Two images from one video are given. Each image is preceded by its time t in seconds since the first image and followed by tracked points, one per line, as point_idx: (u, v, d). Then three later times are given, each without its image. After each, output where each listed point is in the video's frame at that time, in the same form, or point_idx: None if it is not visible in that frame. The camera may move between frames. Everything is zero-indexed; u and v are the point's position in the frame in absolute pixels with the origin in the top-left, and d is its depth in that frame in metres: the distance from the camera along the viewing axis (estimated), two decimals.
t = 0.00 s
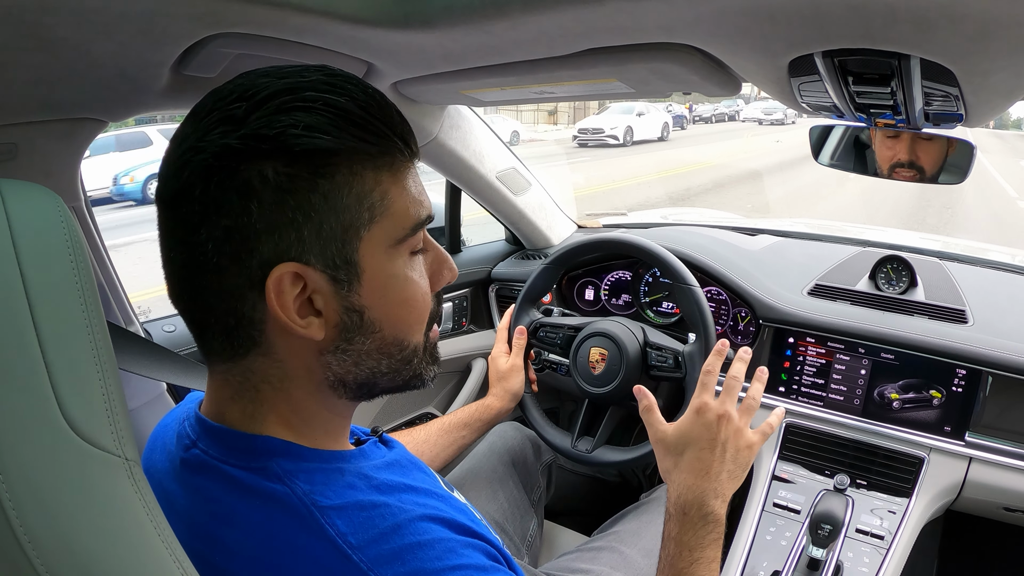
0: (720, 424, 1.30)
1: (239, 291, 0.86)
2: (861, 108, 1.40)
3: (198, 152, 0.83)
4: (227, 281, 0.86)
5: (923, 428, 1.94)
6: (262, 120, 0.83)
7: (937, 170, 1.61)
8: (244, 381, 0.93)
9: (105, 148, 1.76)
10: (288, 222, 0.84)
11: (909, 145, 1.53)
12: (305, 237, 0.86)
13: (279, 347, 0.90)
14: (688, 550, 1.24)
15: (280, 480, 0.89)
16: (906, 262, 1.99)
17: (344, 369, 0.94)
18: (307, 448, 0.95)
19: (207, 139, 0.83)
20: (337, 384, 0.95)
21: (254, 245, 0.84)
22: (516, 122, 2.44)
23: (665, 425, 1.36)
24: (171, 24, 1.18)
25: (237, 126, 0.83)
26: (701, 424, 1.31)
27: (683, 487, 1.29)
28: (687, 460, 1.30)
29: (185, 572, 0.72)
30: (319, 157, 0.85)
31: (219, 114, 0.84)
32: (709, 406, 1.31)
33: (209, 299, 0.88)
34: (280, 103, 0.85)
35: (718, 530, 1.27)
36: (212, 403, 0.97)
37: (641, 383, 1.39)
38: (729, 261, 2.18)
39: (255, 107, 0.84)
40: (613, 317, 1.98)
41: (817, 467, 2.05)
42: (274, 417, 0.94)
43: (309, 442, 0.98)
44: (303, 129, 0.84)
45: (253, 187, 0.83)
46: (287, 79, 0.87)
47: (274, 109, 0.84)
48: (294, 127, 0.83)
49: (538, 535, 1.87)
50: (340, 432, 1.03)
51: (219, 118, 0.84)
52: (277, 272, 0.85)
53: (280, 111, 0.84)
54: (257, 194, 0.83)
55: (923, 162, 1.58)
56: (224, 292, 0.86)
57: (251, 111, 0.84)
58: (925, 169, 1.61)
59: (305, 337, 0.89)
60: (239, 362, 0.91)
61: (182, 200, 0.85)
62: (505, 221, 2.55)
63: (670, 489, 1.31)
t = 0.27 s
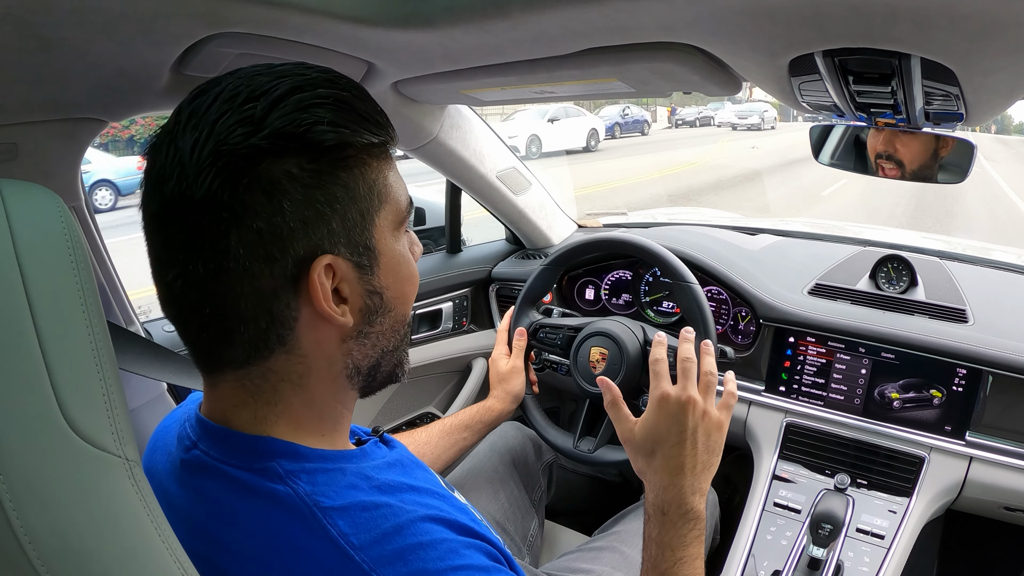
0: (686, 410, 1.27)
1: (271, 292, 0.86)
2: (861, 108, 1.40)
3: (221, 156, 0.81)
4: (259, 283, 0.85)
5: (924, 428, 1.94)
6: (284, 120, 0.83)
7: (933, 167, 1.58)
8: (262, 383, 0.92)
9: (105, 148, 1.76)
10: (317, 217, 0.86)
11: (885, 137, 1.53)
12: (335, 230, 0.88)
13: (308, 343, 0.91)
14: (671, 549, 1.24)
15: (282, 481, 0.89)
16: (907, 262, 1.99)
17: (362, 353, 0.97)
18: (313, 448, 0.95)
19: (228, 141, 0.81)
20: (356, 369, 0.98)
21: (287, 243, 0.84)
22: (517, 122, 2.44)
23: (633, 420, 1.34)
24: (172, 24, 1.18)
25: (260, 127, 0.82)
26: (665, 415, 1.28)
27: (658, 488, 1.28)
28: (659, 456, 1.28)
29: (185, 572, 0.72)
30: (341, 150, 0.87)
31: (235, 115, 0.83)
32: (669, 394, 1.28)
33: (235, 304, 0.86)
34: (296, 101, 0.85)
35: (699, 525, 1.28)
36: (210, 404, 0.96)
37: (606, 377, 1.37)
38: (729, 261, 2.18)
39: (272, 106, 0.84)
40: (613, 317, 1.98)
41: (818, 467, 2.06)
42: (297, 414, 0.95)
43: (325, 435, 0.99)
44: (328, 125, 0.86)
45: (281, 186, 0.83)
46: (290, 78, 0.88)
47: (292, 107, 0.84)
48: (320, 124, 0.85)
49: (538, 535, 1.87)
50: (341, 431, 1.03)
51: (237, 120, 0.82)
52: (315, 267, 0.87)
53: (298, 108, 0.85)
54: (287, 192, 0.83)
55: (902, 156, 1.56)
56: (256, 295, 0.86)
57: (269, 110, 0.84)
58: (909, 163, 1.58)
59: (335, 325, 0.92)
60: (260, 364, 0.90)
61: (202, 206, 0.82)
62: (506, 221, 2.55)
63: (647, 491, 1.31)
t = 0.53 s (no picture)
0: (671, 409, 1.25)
1: (267, 290, 0.86)
2: (861, 107, 1.40)
3: (207, 159, 0.81)
4: (254, 283, 0.85)
5: (923, 428, 1.94)
6: (267, 118, 0.83)
7: (930, 164, 1.57)
8: (260, 385, 0.92)
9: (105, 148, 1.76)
10: (307, 212, 0.86)
11: (880, 133, 1.54)
12: (326, 224, 0.88)
13: (304, 339, 0.91)
14: (662, 551, 1.25)
15: (280, 482, 0.89)
16: (907, 262, 1.99)
17: (359, 344, 0.98)
18: (311, 448, 0.95)
19: (212, 143, 0.81)
20: (353, 362, 0.98)
21: (279, 241, 0.85)
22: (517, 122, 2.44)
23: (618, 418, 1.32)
24: (171, 24, 1.18)
25: (243, 126, 0.82)
26: (649, 416, 1.26)
27: (648, 491, 1.28)
28: (646, 459, 1.27)
29: (185, 572, 0.72)
30: (325, 144, 0.88)
31: (216, 116, 0.82)
32: (653, 395, 1.25)
33: (230, 305, 0.86)
34: (277, 98, 0.85)
35: (690, 526, 1.28)
36: (208, 404, 0.96)
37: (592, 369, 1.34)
38: (729, 261, 2.18)
39: (253, 105, 0.83)
40: (613, 316, 1.98)
41: (817, 466, 2.06)
42: (298, 412, 0.95)
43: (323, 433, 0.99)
44: (311, 121, 0.86)
45: (271, 184, 0.83)
46: (268, 76, 0.87)
47: (273, 104, 0.84)
48: (303, 119, 0.85)
49: (537, 535, 1.87)
50: (339, 431, 1.03)
51: (219, 121, 0.82)
52: (309, 260, 0.87)
53: (280, 106, 0.84)
54: (276, 190, 0.83)
55: (896, 153, 1.57)
56: (251, 296, 0.86)
57: (250, 109, 0.83)
58: (902, 159, 1.58)
59: (332, 319, 0.92)
60: (258, 365, 0.90)
61: (192, 210, 0.82)
62: (505, 220, 2.55)
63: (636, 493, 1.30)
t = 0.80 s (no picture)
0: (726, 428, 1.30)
1: (264, 292, 0.86)
2: (861, 107, 1.40)
3: (203, 159, 0.81)
4: (249, 284, 0.85)
5: (923, 428, 1.94)
6: (263, 118, 0.83)
7: (932, 163, 1.57)
8: (258, 385, 0.92)
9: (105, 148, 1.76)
10: (303, 213, 0.86)
11: (882, 134, 1.54)
12: (322, 224, 0.88)
13: (301, 339, 0.91)
14: (690, 550, 1.25)
15: (280, 481, 0.89)
16: (907, 262, 1.99)
17: (357, 348, 0.98)
18: (310, 447, 0.95)
19: (208, 144, 0.81)
20: (351, 363, 0.98)
21: (275, 242, 0.84)
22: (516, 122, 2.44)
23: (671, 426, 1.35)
24: (171, 24, 1.18)
25: (240, 128, 0.82)
26: (704, 427, 1.30)
27: (687, 487, 1.28)
28: (690, 462, 1.30)
29: (185, 572, 0.72)
30: (322, 144, 0.87)
31: (213, 117, 0.82)
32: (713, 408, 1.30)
33: (227, 306, 0.86)
34: (274, 98, 0.85)
35: (721, 531, 1.28)
36: (207, 404, 0.96)
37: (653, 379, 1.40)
38: (729, 261, 2.18)
39: (250, 105, 0.83)
40: (613, 316, 1.98)
41: (817, 467, 2.06)
42: (295, 412, 0.95)
43: (322, 432, 0.99)
44: (308, 121, 0.86)
45: (266, 185, 0.83)
46: (266, 76, 0.87)
47: (270, 105, 0.84)
48: (300, 119, 0.85)
49: (537, 535, 1.87)
50: (339, 430, 1.03)
51: (216, 122, 0.82)
52: (305, 261, 0.87)
53: (277, 106, 0.84)
54: (271, 191, 0.83)
55: (901, 152, 1.56)
56: (247, 297, 0.86)
57: (248, 110, 0.83)
58: (907, 159, 1.57)
59: (329, 320, 0.92)
60: (257, 365, 0.90)
61: (188, 211, 0.82)
62: (505, 221, 2.55)
63: (674, 488, 1.31)
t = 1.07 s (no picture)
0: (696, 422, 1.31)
1: (254, 295, 0.86)
2: (861, 108, 1.40)
3: (186, 165, 0.81)
4: (239, 288, 0.85)
5: (923, 428, 1.94)
6: (244, 120, 0.83)
7: (932, 161, 1.58)
8: (252, 389, 0.92)
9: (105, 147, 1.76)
10: (291, 214, 0.86)
11: (883, 135, 1.53)
12: (310, 225, 0.88)
13: (292, 341, 0.91)
14: (674, 549, 1.25)
15: (278, 482, 0.89)
16: (907, 262, 1.99)
17: (349, 344, 0.98)
18: (308, 447, 0.95)
19: (190, 148, 0.81)
20: (344, 361, 0.98)
21: (263, 244, 0.84)
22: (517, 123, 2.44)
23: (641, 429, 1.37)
24: (171, 24, 1.18)
25: (222, 130, 0.82)
26: (675, 425, 1.31)
27: (665, 487, 1.28)
28: (665, 460, 1.30)
29: (184, 572, 0.72)
30: (306, 144, 0.87)
31: (194, 121, 0.82)
32: (680, 405, 1.32)
33: (217, 311, 0.86)
34: (254, 99, 0.85)
35: (702, 526, 1.28)
36: (205, 405, 0.96)
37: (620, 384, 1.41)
38: (729, 261, 2.18)
39: (230, 107, 0.83)
40: (613, 317, 1.98)
41: (817, 467, 2.06)
42: (291, 413, 0.95)
43: (320, 432, 0.99)
44: (290, 120, 0.86)
45: (252, 186, 0.83)
46: (244, 77, 0.87)
47: (250, 106, 0.84)
48: (282, 119, 0.85)
49: (537, 535, 1.87)
50: (336, 430, 1.03)
51: (197, 126, 0.82)
52: (295, 263, 0.87)
53: (257, 107, 0.84)
54: (258, 192, 0.83)
55: (900, 148, 1.55)
56: (237, 300, 0.86)
57: (228, 112, 0.83)
58: (905, 155, 1.57)
59: (321, 320, 0.92)
60: (250, 368, 0.90)
61: (174, 216, 0.82)
62: (505, 221, 2.56)
63: (652, 490, 1.31)
